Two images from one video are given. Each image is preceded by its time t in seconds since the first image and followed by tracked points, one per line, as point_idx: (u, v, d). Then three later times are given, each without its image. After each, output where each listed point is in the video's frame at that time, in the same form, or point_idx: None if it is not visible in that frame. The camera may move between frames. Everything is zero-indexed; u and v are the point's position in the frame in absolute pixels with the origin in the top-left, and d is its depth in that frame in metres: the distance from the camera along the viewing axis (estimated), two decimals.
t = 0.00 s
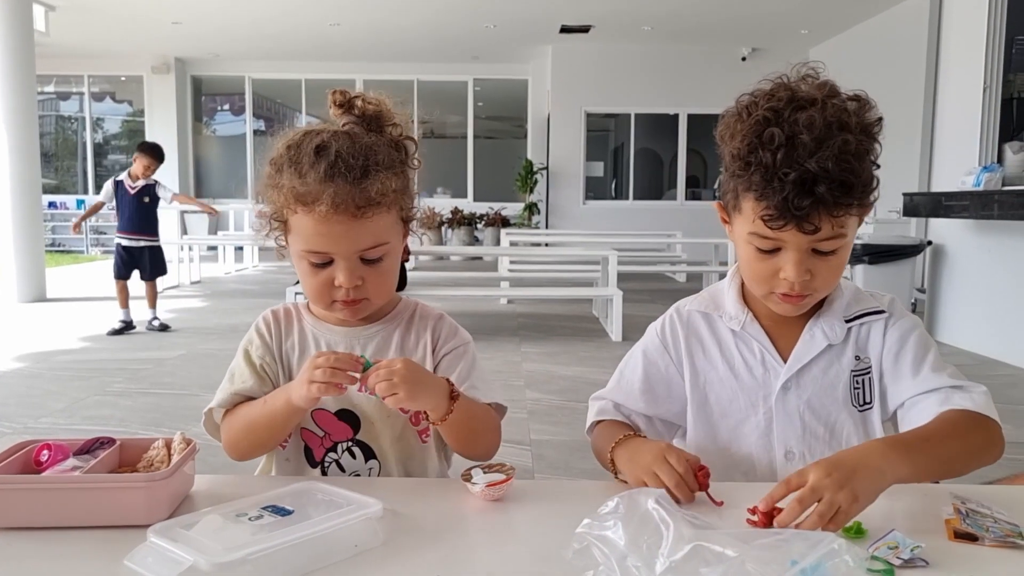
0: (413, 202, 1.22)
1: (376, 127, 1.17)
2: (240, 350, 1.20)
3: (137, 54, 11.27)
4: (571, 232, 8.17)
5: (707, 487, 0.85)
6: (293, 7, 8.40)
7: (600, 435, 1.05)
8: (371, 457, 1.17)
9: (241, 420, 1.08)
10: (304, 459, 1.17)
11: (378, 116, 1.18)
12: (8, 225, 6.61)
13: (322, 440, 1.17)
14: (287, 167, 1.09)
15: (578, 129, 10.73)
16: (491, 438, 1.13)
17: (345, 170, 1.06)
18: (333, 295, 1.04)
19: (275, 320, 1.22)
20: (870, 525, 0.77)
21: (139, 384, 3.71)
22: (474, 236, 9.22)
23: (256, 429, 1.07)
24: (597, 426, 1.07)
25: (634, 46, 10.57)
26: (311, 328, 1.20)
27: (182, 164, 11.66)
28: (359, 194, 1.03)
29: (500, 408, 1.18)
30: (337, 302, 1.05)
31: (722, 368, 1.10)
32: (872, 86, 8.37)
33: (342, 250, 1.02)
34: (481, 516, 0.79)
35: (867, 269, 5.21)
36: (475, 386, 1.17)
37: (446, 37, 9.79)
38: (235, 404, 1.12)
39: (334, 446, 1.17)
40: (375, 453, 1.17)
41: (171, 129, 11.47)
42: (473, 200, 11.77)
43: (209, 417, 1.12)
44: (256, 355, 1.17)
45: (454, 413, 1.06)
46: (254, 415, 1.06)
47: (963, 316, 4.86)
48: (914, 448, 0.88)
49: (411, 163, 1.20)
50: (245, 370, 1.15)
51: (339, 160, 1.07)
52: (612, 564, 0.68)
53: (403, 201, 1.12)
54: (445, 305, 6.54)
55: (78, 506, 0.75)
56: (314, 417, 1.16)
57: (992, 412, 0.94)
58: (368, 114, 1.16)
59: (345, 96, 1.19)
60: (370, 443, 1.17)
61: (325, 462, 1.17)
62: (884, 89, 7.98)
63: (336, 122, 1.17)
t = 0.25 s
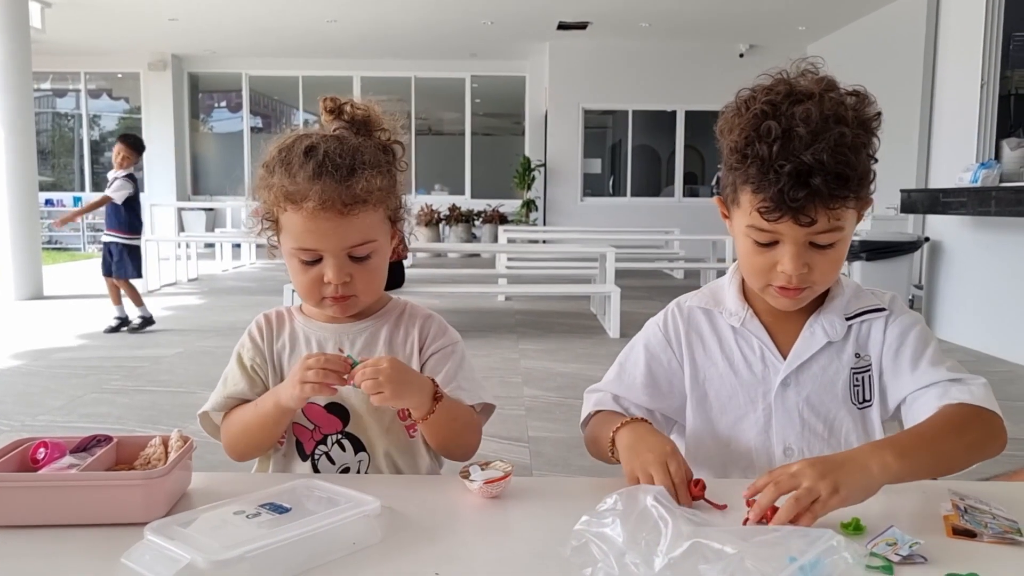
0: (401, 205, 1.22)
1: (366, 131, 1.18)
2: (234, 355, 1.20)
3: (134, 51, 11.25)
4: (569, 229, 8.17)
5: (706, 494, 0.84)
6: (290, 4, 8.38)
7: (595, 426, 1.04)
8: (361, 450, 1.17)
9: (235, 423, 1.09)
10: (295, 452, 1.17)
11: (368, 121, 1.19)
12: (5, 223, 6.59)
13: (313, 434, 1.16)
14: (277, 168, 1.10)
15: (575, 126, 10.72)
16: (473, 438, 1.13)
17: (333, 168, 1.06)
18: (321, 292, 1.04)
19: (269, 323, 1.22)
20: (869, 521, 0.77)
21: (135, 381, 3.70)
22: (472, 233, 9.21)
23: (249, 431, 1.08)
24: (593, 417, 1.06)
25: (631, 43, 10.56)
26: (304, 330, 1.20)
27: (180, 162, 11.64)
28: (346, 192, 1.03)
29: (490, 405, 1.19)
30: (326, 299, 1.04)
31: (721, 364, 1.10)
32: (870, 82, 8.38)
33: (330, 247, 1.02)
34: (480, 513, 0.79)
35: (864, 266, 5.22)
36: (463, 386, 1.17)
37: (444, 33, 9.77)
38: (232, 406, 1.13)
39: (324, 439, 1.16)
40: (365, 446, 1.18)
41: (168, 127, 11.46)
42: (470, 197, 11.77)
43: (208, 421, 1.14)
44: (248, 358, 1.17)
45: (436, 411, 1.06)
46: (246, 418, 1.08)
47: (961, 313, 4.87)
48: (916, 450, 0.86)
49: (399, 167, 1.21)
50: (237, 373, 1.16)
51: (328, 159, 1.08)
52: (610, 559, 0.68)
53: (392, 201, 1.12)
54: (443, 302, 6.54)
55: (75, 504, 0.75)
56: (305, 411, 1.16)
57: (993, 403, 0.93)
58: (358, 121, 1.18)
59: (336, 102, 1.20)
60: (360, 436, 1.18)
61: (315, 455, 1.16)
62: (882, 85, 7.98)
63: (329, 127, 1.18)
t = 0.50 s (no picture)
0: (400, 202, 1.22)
1: (364, 128, 1.18)
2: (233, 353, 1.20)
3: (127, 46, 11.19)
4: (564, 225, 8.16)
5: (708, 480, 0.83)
6: None
7: (594, 430, 1.04)
8: (360, 444, 1.18)
9: (226, 414, 1.09)
10: (293, 446, 1.16)
11: (365, 117, 1.19)
12: None
13: (312, 427, 1.16)
14: (274, 163, 1.10)
15: (571, 122, 10.71)
16: (466, 434, 1.12)
17: (327, 162, 1.06)
18: (317, 287, 1.04)
19: (267, 321, 1.21)
20: (862, 517, 0.77)
21: (129, 376, 3.69)
22: (467, 229, 9.20)
23: (238, 424, 1.08)
24: (593, 421, 1.06)
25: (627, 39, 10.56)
26: (302, 327, 1.20)
27: (174, 157, 11.59)
28: (340, 185, 1.03)
29: (487, 401, 1.19)
30: (323, 293, 1.04)
31: (717, 361, 1.10)
32: (864, 79, 8.39)
33: (326, 240, 1.02)
34: (475, 509, 0.79)
35: (859, 263, 5.21)
36: (459, 383, 1.17)
37: (440, 29, 9.74)
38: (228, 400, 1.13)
39: (323, 433, 1.16)
40: (365, 439, 1.18)
41: (162, 121, 11.42)
42: (465, 192, 11.76)
43: (204, 415, 1.14)
44: (247, 355, 1.18)
45: (426, 408, 1.05)
46: (236, 411, 1.08)
47: (954, 310, 4.88)
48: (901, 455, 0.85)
49: (397, 163, 1.21)
50: (236, 372, 1.16)
51: (322, 153, 1.08)
52: (603, 555, 0.68)
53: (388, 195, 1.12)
54: (438, 298, 6.53)
55: (67, 499, 0.74)
56: (303, 404, 1.16)
57: (983, 409, 0.93)
58: (355, 118, 1.18)
59: (334, 100, 1.20)
60: (359, 429, 1.18)
61: (315, 449, 1.16)
62: (877, 82, 8.00)
63: (327, 125, 1.17)
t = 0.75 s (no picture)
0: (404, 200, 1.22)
1: (374, 127, 1.19)
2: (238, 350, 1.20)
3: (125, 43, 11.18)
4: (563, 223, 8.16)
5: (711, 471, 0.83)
6: None
7: (595, 433, 1.05)
8: (362, 445, 1.18)
9: (232, 411, 1.09)
10: (296, 446, 1.17)
11: (376, 117, 1.19)
12: None
13: (314, 427, 1.17)
14: (283, 154, 1.10)
15: (570, 119, 10.71)
16: (467, 440, 1.13)
17: (333, 155, 1.06)
18: (319, 279, 1.03)
19: (270, 319, 1.22)
20: (860, 515, 0.77)
21: (128, 374, 3.69)
22: (466, 227, 9.20)
23: (245, 421, 1.08)
24: (593, 423, 1.07)
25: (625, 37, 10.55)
26: (304, 325, 1.20)
27: (172, 154, 11.58)
28: (344, 176, 1.04)
29: (489, 403, 1.19)
30: (325, 287, 1.04)
31: (717, 360, 1.10)
32: (863, 77, 8.39)
33: (330, 233, 1.02)
34: (473, 506, 0.79)
35: (857, 261, 5.21)
36: (460, 387, 1.17)
37: (438, 26, 9.73)
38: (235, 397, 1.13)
39: (325, 433, 1.17)
40: (366, 440, 1.18)
41: (160, 119, 11.40)
42: (464, 190, 11.76)
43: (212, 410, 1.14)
44: (251, 352, 1.17)
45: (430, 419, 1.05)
46: (244, 406, 1.08)
47: (953, 308, 4.89)
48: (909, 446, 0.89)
49: (404, 164, 1.21)
50: (243, 367, 1.16)
51: (329, 146, 1.08)
52: (601, 553, 0.68)
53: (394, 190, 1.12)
54: (437, 296, 6.53)
55: (66, 497, 0.74)
56: (306, 404, 1.16)
57: (985, 413, 0.95)
58: (366, 117, 1.18)
59: (345, 99, 1.20)
60: (361, 429, 1.18)
61: (315, 449, 1.16)
62: (875, 81, 8.00)
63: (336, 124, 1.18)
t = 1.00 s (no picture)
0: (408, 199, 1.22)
1: (380, 126, 1.19)
2: (240, 348, 1.20)
3: (123, 40, 11.16)
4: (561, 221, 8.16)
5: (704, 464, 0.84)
6: None
7: (597, 433, 1.06)
8: (364, 443, 1.18)
9: (239, 409, 1.09)
10: (298, 443, 1.17)
11: (381, 115, 1.19)
12: None
13: (316, 425, 1.17)
14: (288, 152, 1.10)
15: (568, 117, 10.71)
16: (469, 438, 1.13)
17: (342, 153, 1.07)
18: (323, 276, 1.03)
19: (272, 317, 1.22)
20: (858, 513, 0.77)
21: (126, 372, 3.69)
22: (464, 225, 9.20)
23: (252, 417, 1.07)
24: (594, 423, 1.08)
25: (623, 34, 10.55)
26: (306, 323, 1.20)
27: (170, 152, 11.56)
28: (352, 174, 1.04)
29: (489, 403, 1.20)
30: (329, 284, 1.04)
31: (716, 357, 1.10)
32: (861, 75, 8.39)
33: (334, 230, 1.02)
34: (471, 504, 0.79)
35: (855, 259, 5.23)
36: (462, 387, 1.17)
37: (437, 24, 9.71)
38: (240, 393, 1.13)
39: (327, 431, 1.17)
40: (367, 438, 1.18)
41: (158, 116, 11.39)
42: (462, 187, 11.75)
43: (217, 409, 1.14)
44: (255, 350, 1.18)
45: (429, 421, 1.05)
46: (250, 403, 1.07)
47: (950, 305, 4.90)
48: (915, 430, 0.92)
49: (409, 163, 1.21)
50: (247, 364, 1.16)
51: (337, 144, 1.09)
52: (599, 550, 0.68)
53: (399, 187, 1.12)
54: (435, 293, 6.53)
55: (65, 495, 0.74)
56: (308, 402, 1.16)
57: (987, 415, 0.97)
58: (371, 115, 1.18)
59: (349, 98, 1.20)
60: (362, 428, 1.18)
61: (317, 447, 1.16)
62: (874, 79, 8.00)
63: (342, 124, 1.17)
